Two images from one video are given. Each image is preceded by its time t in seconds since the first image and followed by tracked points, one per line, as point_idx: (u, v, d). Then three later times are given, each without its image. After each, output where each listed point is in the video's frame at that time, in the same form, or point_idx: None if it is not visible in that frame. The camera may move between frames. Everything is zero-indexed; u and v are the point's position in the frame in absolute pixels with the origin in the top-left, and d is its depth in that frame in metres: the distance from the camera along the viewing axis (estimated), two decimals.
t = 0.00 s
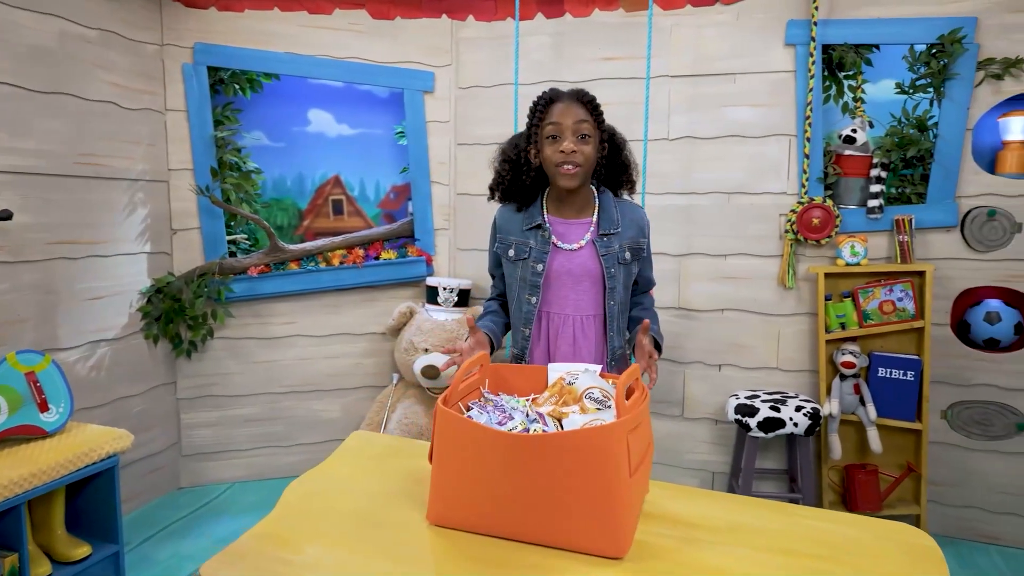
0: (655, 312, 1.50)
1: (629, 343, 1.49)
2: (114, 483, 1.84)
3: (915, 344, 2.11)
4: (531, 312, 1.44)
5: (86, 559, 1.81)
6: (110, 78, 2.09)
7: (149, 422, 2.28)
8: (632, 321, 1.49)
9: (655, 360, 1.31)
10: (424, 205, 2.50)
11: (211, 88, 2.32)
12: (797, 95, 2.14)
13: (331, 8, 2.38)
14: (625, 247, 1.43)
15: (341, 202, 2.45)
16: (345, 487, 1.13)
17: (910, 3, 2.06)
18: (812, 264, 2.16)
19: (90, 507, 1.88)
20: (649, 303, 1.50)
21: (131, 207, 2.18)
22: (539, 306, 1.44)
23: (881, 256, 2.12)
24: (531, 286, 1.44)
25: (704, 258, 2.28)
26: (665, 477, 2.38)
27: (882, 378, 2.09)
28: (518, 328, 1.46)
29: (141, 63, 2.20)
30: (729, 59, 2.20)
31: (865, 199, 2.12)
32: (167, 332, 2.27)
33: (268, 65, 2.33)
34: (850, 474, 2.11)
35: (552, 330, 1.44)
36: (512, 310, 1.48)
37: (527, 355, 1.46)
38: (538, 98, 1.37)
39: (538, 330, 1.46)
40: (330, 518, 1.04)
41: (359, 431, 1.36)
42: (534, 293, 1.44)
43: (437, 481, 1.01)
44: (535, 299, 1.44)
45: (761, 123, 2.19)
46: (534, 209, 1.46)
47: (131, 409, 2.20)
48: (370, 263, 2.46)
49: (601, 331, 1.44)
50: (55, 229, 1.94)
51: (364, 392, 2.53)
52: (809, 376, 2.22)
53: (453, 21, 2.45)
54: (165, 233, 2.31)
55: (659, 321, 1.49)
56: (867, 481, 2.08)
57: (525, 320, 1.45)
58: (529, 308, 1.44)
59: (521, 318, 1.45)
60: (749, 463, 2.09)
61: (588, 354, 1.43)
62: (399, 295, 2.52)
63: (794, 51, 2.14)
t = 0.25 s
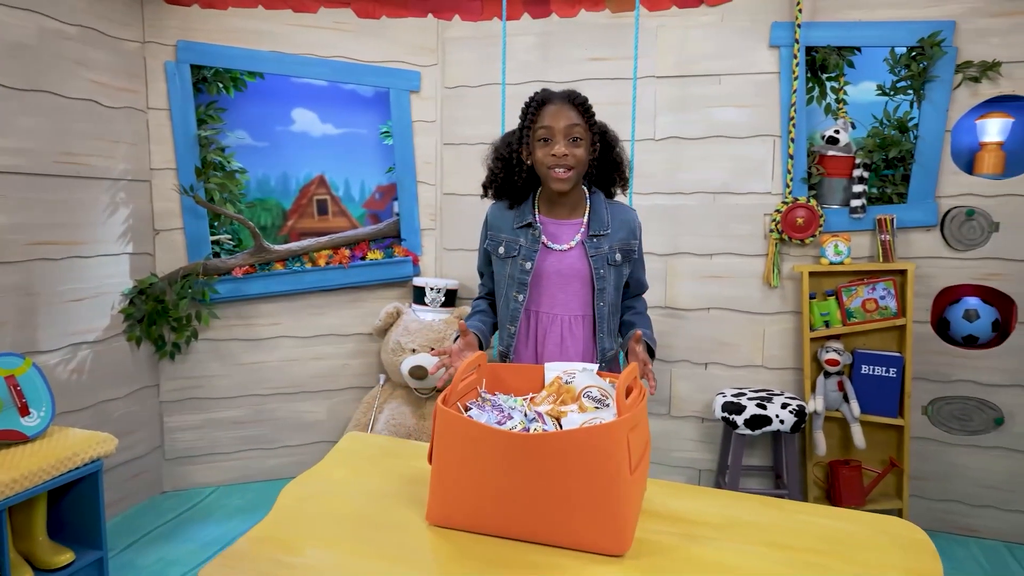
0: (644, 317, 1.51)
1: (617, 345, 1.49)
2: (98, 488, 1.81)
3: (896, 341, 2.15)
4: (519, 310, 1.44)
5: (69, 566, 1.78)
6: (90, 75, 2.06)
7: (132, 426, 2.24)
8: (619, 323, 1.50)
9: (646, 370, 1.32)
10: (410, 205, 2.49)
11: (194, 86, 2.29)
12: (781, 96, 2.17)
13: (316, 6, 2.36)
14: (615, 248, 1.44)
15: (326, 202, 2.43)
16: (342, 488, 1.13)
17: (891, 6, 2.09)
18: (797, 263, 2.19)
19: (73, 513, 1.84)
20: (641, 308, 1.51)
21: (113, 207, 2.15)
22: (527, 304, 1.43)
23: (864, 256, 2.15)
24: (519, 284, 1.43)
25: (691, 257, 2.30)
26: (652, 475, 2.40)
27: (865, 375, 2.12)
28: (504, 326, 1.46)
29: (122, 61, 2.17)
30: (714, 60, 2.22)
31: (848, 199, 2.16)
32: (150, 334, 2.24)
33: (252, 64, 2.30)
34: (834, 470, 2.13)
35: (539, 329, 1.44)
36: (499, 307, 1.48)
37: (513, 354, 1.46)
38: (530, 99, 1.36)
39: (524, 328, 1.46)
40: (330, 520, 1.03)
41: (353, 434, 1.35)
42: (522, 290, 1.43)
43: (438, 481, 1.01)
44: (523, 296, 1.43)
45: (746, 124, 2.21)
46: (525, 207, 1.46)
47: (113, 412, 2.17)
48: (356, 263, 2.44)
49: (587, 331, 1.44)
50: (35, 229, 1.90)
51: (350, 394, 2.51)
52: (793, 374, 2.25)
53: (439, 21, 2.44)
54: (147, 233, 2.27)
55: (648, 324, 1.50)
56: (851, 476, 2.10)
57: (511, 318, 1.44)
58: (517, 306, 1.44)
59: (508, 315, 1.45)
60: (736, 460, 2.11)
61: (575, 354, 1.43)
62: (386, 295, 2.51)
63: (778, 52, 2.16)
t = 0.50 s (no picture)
0: (638, 316, 1.51)
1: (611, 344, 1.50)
2: (83, 492, 1.78)
3: (879, 338, 2.19)
4: (514, 308, 1.45)
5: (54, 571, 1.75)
6: (72, 73, 2.02)
7: (116, 428, 2.21)
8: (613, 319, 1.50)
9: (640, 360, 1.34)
10: (397, 204, 2.48)
11: (178, 85, 2.26)
12: (766, 96, 2.20)
13: (302, 4, 2.34)
14: (607, 246, 1.44)
15: (311, 201, 2.41)
16: (340, 488, 1.12)
17: (872, 9, 2.13)
18: (782, 262, 2.22)
19: (58, 517, 1.81)
20: (633, 308, 1.50)
21: (96, 207, 2.12)
22: (522, 302, 1.45)
23: (847, 254, 2.19)
24: (513, 283, 1.44)
25: (677, 256, 2.32)
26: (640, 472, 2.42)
27: (849, 372, 2.15)
28: (499, 325, 1.46)
29: (105, 58, 2.14)
30: (699, 61, 2.24)
31: (831, 198, 2.20)
32: (134, 335, 2.21)
33: (237, 62, 2.28)
34: (819, 466, 2.16)
35: (534, 327, 1.45)
36: (494, 305, 1.49)
37: (508, 352, 1.47)
38: (524, 99, 1.36)
39: (520, 327, 1.47)
40: (329, 520, 1.02)
41: (347, 433, 1.34)
42: (517, 289, 1.44)
43: (438, 480, 1.01)
44: (518, 295, 1.44)
45: (732, 124, 2.24)
46: (518, 206, 1.46)
47: (97, 415, 2.13)
48: (343, 263, 2.43)
49: (581, 327, 1.45)
50: (17, 229, 1.87)
51: (337, 394, 2.50)
52: (779, 371, 2.28)
53: (425, 20, 2.44)
54: (130, 233, 2.24)
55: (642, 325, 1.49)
56: (837, 471, 2.14)
57: (506, 317, 1.45)
58: (512, 305, 1.45)
59: (503, 314, 1.46)
60: (723, 457, 2.13)
61: (569, 350, 1.45)
62: (373, 295, 2.50)
63: (763, 53, 2.19)
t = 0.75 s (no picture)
0: (628, 315, 1.52)
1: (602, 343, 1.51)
2: (66, 496, 1.75)
3: (861, 335, 2.23)
4: (507, 308, 1.45)
5: None
6: (52, 70, 1.99)
7: (98, 431, 2.18)
8: (604, 318, 1.51)
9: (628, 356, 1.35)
10: (383, 205, 2.47)
11: (160, 83, 2.23)
12: (749, 98, 2.23)
13: (287, 3, 2.33)
14: (598, 245, 1.45)
15: (295, 201, 2.40)
16: (336, 489, 1.11)
17: (853, 12, 2.17)
18: (766, 261, 2.25)
19: (40, 523, 1.78)
20: (622, 308, 1.51)
21: (77, 207, 2.09)
22: (514, 301, 1.45)
23: (829, 253, 2.23)
24: (506, 282, 1.44)
25: (663, 255, 2.34)
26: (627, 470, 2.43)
27: (832, 369, 2.18)
28: (492, 324, 1.46)
29: (85, 55, 2.10)
30: (684, 62, 2.26)
31: (814, 198, 2.23)
32: (117, 337, 2.17)
33: (221, 61, 2.26)
34: (803, 461, 2.19)
35: (527, 326, 1.46)
36: (487, 305, 1.49)
37: (501, 351, 1.47)
38: (517, 100, 1.37)
39: (513, 326, 1.47)
40: (326, 521, 1.02)
41: (338, 434, 1.33)
42: (510, 289, 1.44)
43: (437, 479, 1.01)
44: (511, 294, 1.44)
45: (716, 124, 2.27)
46: (509, 206, 1.47)
47: (78, 418, 2.10)
48: (329, 263, 2.41)
49: (573, 325, 1.45)
50: None
51: (323, 395, 2.48)
52: (763, 369, 2.31)
53: (411, 19, 2.43)
54: (112, 233, 2.21)
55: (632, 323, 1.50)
56: (819, 467, 2.17)
57: (499, 316, 1.46)
58: (505, 304, 1.45)
59: (496, 313, 1.46)
60: (710, 454, 2.16)
61: (562, 348, 1.45)
62: (359, 295, 2.49)
63: (747, 55, 2.22)
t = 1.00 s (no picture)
0: (617, 314, 1.53)
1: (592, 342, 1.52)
2: (46, 502, 1.72)
3: (841, 333, 2.27)
4: (498, 308, 1.46)
5: None
6: (29, 68, 1.96)
7: (77, 436, 2.14)
8: (593, 317, 1.53)
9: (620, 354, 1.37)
10: (367, 205, 2.46)
11: (140, 82, 2.20)
12: (732, 99, 2.25)
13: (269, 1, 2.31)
14: (588, 245, 1.47)
15: (278, 202, 2.38)
16: (330, 491, 1.11)
17: (832, 15, 2.20)
18: (748, 261, 2.28)
19: (19, 529, 1.75)
20: (611, 307, 1.53)
21: (54, 207, 2.05)
22: (506, 301, 1.46)
23: (810, 253, 2.27)
24: (498, 282, 1.45)
25: (647, 255, 2.36)
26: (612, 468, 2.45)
27: (813, 367, 2.22)
28: (484, 324, 1.47)
29: (63, 53, 2.07)
30: (667, 64, 2.29)
31: (795, 199, 2.26)
32: (96, 339, 2.14)
33: (202, 59, 2.23)
34: (785, 458, 2.23)
35: (518, 326, 1.47)
36: (478, 305, 1.50)
37: (493, 351, 1.48)
38: (508, 100, 1.38)
39: (504, 326, 1.48)
40: (321, 523, 1.02)
41: (330, 435, 1.33)
42: (501, 288, 1.45)
43: (433, 480, 1.02)
44: (502, 294, 1.45)
45: (699, 125, 2.29)
46: (499, 205, 1.47)
47: (57, 422, 2.06)
48: (313, 264, 2.40)
49: (564, 325, 1.46)
50: None
51: (307, 397, 2.47)
52: (746, 367, 2.34)
53: (395, 19, 2.43)
54: (91, 233, 2.18)
55: (620, 323, 1.52)
56: (801, 463, 2.20)
57: (491, 316, 1.46)
58: (496, 303, 1.46)
59: (488, 313, 1.47)
60: (694, 452, 2.18)
61: (554, 348, 1.46)
62: (343, 296, 2.48)
63: (729, 57, 2.25)
